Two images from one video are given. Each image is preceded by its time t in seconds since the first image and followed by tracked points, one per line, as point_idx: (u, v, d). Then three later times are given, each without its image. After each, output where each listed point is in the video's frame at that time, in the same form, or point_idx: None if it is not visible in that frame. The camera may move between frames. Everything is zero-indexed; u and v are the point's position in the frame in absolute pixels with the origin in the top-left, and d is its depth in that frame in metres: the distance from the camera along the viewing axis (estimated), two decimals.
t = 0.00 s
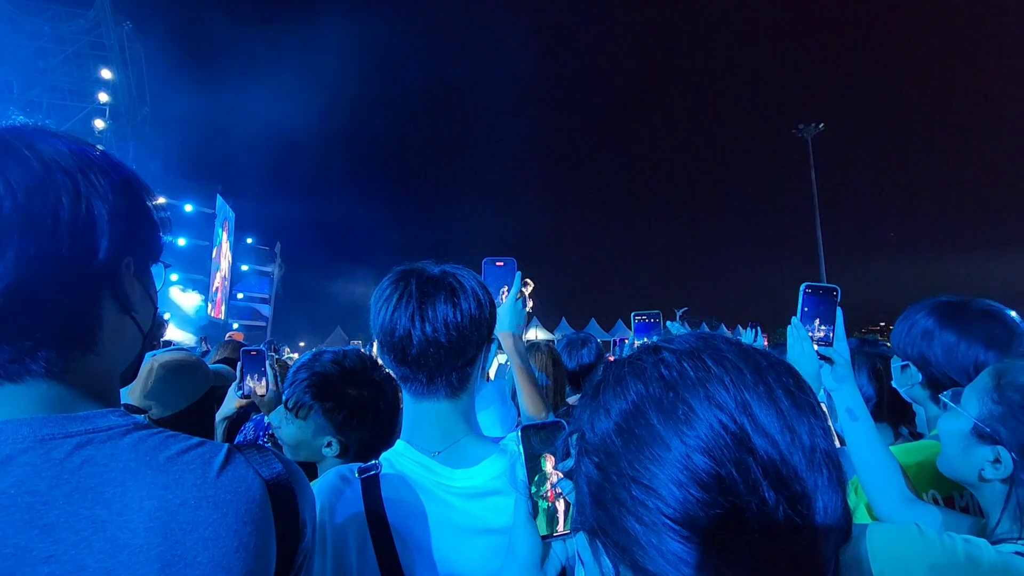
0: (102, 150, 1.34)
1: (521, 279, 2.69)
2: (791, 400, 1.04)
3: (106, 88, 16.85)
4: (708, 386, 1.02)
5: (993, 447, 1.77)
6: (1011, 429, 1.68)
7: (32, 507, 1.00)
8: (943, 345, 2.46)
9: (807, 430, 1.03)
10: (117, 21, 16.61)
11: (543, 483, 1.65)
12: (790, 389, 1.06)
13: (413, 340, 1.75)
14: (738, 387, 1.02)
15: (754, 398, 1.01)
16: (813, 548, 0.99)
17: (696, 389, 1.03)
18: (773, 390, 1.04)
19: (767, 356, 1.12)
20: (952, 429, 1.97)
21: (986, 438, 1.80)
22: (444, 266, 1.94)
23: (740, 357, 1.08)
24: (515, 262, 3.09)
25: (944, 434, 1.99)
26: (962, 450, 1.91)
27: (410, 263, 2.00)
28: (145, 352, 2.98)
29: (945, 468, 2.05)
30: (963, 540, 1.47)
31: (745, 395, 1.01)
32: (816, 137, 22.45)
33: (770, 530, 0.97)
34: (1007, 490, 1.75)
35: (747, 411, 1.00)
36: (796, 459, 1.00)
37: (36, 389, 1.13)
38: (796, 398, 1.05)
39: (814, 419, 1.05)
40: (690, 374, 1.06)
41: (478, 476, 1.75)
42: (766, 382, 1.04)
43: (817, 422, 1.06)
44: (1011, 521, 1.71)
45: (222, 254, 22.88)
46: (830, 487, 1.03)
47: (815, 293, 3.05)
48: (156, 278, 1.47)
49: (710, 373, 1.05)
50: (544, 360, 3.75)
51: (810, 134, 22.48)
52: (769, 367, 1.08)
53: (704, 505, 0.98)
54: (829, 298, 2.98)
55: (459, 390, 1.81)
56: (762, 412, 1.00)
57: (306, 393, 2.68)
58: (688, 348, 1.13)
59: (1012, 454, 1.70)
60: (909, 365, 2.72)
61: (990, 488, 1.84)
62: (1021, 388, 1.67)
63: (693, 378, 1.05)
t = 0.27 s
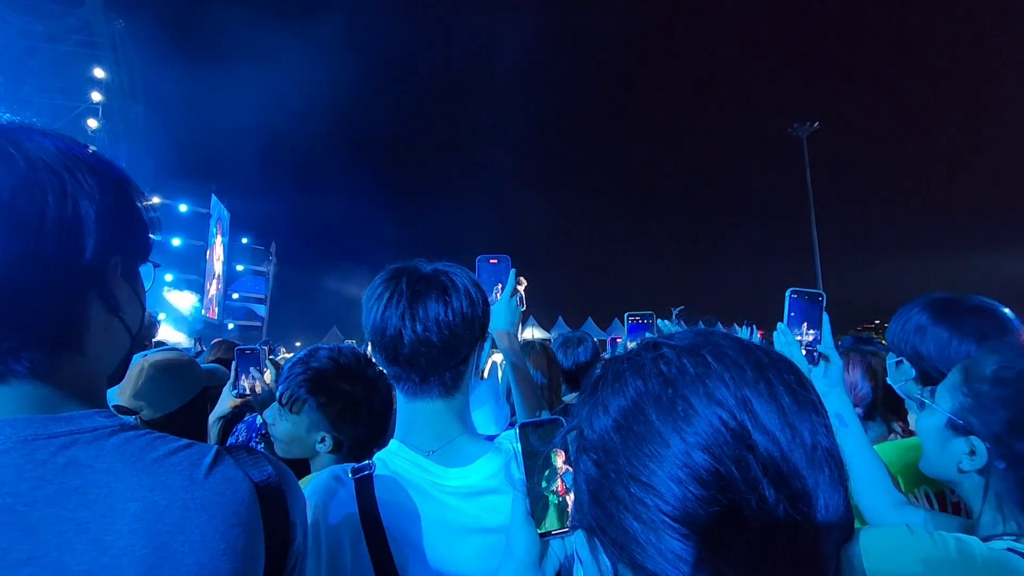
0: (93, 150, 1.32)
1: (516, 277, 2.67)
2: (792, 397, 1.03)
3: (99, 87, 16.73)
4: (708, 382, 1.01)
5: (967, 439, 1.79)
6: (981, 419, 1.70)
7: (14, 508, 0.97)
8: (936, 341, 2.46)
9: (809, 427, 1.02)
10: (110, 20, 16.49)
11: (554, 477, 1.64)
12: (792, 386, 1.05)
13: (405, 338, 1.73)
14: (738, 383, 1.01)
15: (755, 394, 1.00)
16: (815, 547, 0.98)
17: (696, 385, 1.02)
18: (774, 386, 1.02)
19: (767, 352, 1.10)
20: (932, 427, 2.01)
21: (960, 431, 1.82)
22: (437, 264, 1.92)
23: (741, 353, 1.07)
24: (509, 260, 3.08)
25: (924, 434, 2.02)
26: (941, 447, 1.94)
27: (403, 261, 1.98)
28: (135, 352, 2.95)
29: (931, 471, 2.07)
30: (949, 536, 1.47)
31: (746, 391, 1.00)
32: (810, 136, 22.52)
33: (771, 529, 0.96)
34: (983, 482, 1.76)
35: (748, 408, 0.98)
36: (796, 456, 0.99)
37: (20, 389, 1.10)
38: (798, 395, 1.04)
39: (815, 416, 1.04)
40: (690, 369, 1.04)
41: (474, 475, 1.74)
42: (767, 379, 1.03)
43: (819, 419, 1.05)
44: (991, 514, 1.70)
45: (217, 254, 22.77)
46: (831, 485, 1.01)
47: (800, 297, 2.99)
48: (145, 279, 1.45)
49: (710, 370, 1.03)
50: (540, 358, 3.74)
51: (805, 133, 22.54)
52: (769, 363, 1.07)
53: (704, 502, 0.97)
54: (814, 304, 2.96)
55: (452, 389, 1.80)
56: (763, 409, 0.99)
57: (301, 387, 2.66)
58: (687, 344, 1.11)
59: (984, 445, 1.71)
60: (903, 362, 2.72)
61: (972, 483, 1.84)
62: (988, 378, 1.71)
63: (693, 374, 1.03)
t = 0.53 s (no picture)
0: (82, 150, 1.30)
1: (510, 276, 2.66)
2: (794, 395, 1.03)
3: (94, 88, 16.66)
4: (709, 378, 1.01)
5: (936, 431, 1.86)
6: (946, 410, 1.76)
7: None
8: (927, 339, 2.46)
9: (810, 425, 1.02)
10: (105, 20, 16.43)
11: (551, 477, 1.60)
12: (794, 384, 1.04)
13: (396, 338, 1.73)
14: (740, 380, 1.00)
15: (757, 392, 1.00)
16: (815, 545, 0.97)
17: (697, 381, 1.01)
18: (776, 384, 1.02)
19: (769, 350, 1.10)
20: (906, 430, 2.10)
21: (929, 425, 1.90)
22: (429, 262, 1.91)
23: (743, 350, 1.06)
24: (505, 259, 3.07)
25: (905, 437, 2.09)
26: (913, 444, 2.03)
27: (395, 260, 1.97)
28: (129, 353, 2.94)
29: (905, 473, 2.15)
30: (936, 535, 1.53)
31: (748, 389, 0.99)
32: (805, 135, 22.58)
33: (772, 527, 0.95)
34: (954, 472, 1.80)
35: (749, 405, 0.98)
36: (798, 454, 0.98)
37: (5, 389, 1.09)
38: (799, 393, 1.04)
39: (816, 414, 1.04)
40: (691, 366, 1.04)
41: (466, 474, 1.73)
42: (768, 376, 1.03)
43: (820, 418, 1.05)
44: (968, 503, 1.72)
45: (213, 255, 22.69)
46: (832, 484, 1.01)
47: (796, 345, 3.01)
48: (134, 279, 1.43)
49: (712, 366, 1.03)
50: (535, 358, 3.74)
51: (800, 133, 22.60)
52: (772, 361, 1.07)
53: (703, 500, 0.96)
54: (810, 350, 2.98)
55: (445, 388, 1.79)
56: (764, 407, 0.99)
57: (297, 383, 2.64)
58: (688, 340, 1.11)
59: (953, 435, 1.75)
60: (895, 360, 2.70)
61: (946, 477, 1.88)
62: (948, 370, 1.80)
63: (694, 370, 1.03)
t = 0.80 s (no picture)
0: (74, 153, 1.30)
1: (505, 278, 2.67)
2: (821, 405, 1.06)
3: (91, 90, 16.64)
4: (749, 381, 1.00)
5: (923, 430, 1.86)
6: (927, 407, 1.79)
7: None
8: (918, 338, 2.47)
9: (831, 432, 1.05)
10: (101, 22, 16.41)
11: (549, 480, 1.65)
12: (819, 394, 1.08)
13: (392, 339, 1.73)
14: (779, 386, 1.01)
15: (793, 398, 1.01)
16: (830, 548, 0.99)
17: (738, 382, 0.99)
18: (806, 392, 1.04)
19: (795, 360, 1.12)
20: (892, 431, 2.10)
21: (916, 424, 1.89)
22: (424, 264, 1.91)
23: (776, 357, 1.07)
24: (500, 261, 3.07)
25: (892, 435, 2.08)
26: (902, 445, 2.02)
27: (390, 261, 1.97)
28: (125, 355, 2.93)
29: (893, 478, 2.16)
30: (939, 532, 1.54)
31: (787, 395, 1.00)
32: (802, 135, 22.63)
33: (799, 530, 0.97)
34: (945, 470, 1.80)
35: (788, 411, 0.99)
36: (824, 458, 1.01)
37: None
38: (824, 403, 1.07)
39: (834, 422, 1.07)
40: (735, 368, 1.02)
41: (465, 475, 1.73)
42: (800, 385, 1.05)
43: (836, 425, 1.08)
44: (962, 498, 1.73)
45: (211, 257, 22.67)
46: (845, 486, 1.05)
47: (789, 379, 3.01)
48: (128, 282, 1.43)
49: (753, 370, 1.02)
50: (533, 359, 3.74)
51: (797, 133, 22.65)
52: (796, 368, 1.09)
53: (741, 500, 0.95)
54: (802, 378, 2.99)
55: (440, 389, 1.79)
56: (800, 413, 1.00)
57: (302, 379, 2.64)
58: (719, 342, 1.10)
59: (941, 433, 1.76)
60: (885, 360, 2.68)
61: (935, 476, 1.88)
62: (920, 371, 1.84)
63: (734, 371, 1.01)
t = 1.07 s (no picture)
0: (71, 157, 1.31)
1: (501, 281, 2.67)
2: (831, 410, 1.06)
3: (90, 93, 16.67)
4: (764, 381, 1.00)
5: (939, 429, 1.86)
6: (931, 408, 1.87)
7: None
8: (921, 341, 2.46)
9: (842, 438, 1.05)
10: (100, 26, 16.45)
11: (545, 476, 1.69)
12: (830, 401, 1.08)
13: (388, 342, 1.73)
14: (794, 392, 1.01)
15: (808, 404, 1.01)
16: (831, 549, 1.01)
17: (753, 382, 1.00)
18: (820, 398, 1.04)
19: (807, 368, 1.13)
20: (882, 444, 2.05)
21: (925, 426, 1.89)
22: (420, 267, 1.91)
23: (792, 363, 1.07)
24: (495, 263, 3.08)
25: (885, 446, 2.03)
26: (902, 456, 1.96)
27: (386, 264, 1.97)
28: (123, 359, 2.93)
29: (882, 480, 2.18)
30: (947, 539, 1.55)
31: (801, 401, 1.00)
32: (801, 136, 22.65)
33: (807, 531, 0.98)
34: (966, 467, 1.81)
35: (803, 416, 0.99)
36: (833, 461, 1.02)
37: None
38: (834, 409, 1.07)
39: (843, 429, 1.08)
40: (754, 372, 1.02)
41: (462, 476, 1.73)
42: (814, 391, 1.05)
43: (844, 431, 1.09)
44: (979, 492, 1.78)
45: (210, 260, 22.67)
46: (849, 490, 1.06)
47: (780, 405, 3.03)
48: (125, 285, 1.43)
49: (770, 370, 1.02)
50: (532, 361, 3.75)
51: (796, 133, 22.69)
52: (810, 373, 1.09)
53: (752, 494, 0.95)
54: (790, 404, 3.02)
55: (437, 392, 1.79)
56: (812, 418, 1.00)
57: (316, 372, 2.69)
58: (735, 344, 1.10)
59: (948, 431, 1.83)
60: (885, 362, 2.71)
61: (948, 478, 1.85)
62: (911, 373, 1.95)
63: (749, 371, 1.02)
